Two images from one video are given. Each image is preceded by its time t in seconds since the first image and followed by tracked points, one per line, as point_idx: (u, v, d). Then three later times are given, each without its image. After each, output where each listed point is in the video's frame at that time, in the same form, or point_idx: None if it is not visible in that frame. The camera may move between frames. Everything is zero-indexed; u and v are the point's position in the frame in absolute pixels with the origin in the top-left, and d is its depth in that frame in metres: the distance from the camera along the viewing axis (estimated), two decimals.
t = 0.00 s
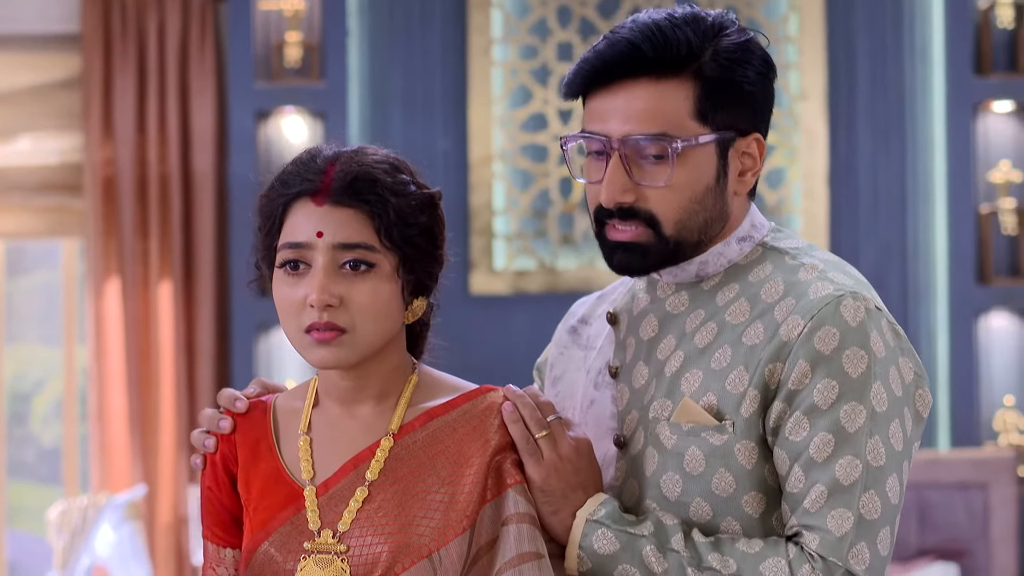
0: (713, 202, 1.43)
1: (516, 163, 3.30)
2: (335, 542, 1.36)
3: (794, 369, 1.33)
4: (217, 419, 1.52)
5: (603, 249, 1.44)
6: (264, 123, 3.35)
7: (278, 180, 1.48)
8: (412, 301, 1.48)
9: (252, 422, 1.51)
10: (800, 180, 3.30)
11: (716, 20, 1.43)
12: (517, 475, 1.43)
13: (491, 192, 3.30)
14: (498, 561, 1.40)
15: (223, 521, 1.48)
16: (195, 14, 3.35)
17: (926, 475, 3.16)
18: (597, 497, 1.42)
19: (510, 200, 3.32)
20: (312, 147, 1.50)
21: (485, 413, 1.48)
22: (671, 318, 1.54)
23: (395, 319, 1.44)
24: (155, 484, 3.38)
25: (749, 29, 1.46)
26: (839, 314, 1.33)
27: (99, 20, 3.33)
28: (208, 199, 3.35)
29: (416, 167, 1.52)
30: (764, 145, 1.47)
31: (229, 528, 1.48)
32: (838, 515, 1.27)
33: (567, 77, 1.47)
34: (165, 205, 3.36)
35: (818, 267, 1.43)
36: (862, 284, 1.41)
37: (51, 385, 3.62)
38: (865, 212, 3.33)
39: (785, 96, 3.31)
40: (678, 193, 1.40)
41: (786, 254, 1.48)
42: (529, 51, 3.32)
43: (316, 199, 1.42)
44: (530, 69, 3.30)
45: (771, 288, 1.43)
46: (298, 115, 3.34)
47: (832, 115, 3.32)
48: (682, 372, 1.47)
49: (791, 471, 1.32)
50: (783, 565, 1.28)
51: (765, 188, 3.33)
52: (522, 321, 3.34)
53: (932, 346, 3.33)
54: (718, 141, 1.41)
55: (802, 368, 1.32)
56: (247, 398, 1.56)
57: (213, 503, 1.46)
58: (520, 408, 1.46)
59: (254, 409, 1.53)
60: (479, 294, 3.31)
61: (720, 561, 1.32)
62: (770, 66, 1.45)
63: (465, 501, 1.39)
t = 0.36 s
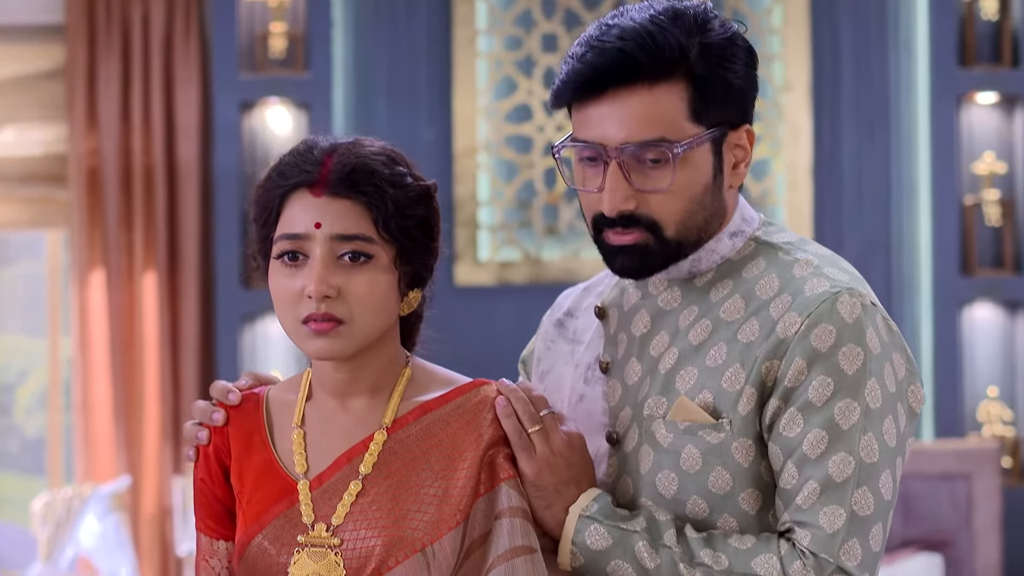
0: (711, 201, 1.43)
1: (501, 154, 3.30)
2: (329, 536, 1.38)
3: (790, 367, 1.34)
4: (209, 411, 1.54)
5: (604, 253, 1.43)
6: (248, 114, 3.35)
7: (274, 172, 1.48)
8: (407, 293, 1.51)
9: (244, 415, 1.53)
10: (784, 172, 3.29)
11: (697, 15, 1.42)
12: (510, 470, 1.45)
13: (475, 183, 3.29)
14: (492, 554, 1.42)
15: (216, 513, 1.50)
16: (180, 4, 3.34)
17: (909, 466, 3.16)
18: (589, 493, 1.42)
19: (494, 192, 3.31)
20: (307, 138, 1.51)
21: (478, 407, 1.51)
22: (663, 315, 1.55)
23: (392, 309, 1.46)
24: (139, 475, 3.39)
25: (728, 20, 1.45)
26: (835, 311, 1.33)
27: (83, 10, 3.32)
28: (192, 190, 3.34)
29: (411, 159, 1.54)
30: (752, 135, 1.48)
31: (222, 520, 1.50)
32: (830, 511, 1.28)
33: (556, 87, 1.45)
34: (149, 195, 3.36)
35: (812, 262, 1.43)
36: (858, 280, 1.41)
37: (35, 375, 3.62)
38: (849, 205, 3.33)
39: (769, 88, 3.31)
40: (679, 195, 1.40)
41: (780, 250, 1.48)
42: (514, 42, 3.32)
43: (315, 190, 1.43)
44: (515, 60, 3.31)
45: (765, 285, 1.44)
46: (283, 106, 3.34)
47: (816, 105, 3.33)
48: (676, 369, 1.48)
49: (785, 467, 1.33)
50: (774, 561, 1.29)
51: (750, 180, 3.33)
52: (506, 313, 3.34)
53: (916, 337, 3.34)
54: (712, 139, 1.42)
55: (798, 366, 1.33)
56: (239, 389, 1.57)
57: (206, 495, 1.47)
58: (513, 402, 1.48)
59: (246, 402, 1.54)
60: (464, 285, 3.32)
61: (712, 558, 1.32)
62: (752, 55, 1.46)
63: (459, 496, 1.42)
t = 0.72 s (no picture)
0: (700, 194, 1.35)
1: (487, 148, 3.31)
2: (320, 523, 1.30)
3: (779, 359, 1.26)
4: (201, 400, 1.44)
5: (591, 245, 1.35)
6: (235, 108, 3.35)
7: (265, 167, 1.41)
8: (403, 284, 1.42)
9: (237, 404, 1.43)
10: (770, 165, 3.29)
11: (690, 8, 1.34)
12: (502, 459, 1.37)
13: (462, 176, 3.30)
14: (480, 547, 1.34)
15: (208, 503, 1.41)
16: None
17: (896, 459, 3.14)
18: (581, 484, 1.35)
19: (481, 185, 3.32)
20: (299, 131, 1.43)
21: (470, 398, 1.41)
22: (654, 309, 1.45)
23: (387, 302, 1.38)
24: (126, 468, 3.39)
25: (723, 14, 1.37)
26: (825, 304, 1.26)
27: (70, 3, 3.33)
28: (178, 184, 3.34)
29: (407, 151, 1.46)
30: (746, 129, 1.39)
31: (215, 511, 1.41)
32: (819, 505, 1.21)
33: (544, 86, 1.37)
34: (135, 188, 3.36)
35: (803, 256, 1.35)
36: (850, 274, 1.34)
37: (21, 369, 3.61)
38: (835, 198, 3.33)
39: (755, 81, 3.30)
40: (665, 191, 1.31)
41: (771, 244, 1.39)
42: (501, 35, 3.33)
43: (310, 181, 1.35)
44: (501, 53, 3.31)
45: (756, 277, 1.35)
46: (269, 99, 3.34)
47: (802, 100, 3.33)
48: (667, 362, 1.39)
49: (774, 460, 1.26)
50: (764, 554, 1.23)
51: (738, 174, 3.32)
52: (493, 307, 3.34)
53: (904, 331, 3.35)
54: (703, 134, 1.33)
55: (787, 358, 1.25)
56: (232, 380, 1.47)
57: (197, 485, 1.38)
58: (506, 392, 1.40)
59: (241, 390, 1.45)
60: (451, 279, 3.31)
61: (702, 551, 1.26)
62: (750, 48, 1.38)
63: (450, 484, 1.33)
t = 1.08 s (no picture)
0: (693, 195, 1.34)
1: (479, 148, 3.31)
2: (314, 522, 1.29)
3: (772, 360, 1.25)
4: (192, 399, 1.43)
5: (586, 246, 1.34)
6: (226, 108, 3.35)
7: (258, 165, 1.40)
8: (397, 284, 1.42)
9: (229, 402, 1.42)
10: (763, 165, 3.28)
11: (685, 8, 1.34)
12: (496, 458, 1.36)
13: (455, 176, 3.30)
14: (476, 543, 1.33)
15: (199, 502, 1.39)
16: None
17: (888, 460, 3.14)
18: (574, 483, 1.34)
19: (473, 185, 3.32)
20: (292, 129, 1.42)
21: (464, 397, 1.41)
22: (648, 309, 1.44)
23: (382, 302, 1.37)
24: (118, 469, 3.38)
25: (718, 15, 1.36)
26: (819, 304, 1.25)
27: (62, 5, 3.33)
28: (171, 185, 3.34)
29: (398, 151, 1.45)
30: (741, 129, 1.38)
31: (206, 510, 1.39)
32: (813, 505, 1.20)
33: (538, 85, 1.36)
34: (127, 189, 3.37)
35: (796, 255, 1.34)
36: (844, 273, 1.33)
37: (13, 370, 3.61)
38: (828, 198, 3.33)
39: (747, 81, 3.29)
40: (660, 190, 1.31)
41: (764, 243, 1.38)
42: (492, 35, 3.33)
43: (304, 181, 1.34)
44: (494, 53, 3.32)
45: (750, 278, 1.35)
46: (262, 100, 3.34)
47: (794, 100, 3.33)
48: (661, 362, 1.38)
49: (767, 460, 1.25)
50: (758, 554, 1.22)
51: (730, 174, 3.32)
52: (485, 308, 3.34)
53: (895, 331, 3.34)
54: (697, 134, 1.33)
55: (781, 359, 1.25)
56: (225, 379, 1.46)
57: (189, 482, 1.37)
58: (500, 390, 1.39)
59: (233, 389, 1.43)
60: (444, 279, 3.31)
61: (697, 550, 1.25)
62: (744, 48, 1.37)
63: (444, 483, 1.33)
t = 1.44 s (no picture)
0: (666, 185, 1.31)
1: (481, 150, 3.32)
2: (314, 527, 1.27)
3: (768, 366, 1.22)
4: (191, 402, 1.41)
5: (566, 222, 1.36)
6: (228, 110, 3.35)
7: (258, 162, 1.39)
8: (397, 284, 1.40)
9: (229, 406, 1.39)
10: (763, 166, 3.28)
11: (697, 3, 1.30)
12: (494, 462, 1.35)
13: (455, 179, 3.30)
14: (476, 548, 1.31)
15: (198, 505, 1.36)
16: None
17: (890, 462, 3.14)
18: (572, 486, 1.32)
19: (474, 187, 3.33)
20: (294, 130, 1.41)
21: (463, 401, 1.38)
22: (651, 311, 1.40)
23: (382, 303, 1.36)
24: (119, 470, 3.39)
25: (738, 15, 1.32)
26: (815, 311, 1.21)
27: (64, 5, 3.33)
28: (172, 186, 3.35)
29: (397, 152, 1.44)
30: (733, 132, 1.32)
31: (205, 513, 1.36)
32: (803, 514, 1.17)
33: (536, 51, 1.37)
34: (129, 190, 3.37)
35: (797, 261, 1.29)
36: (846, 279, 1.29)
37: (14, 371, 3.60)
38: (828, 199, 3.33)
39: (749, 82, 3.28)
40: (625, 173, 1.30)
41: (767, 247, 1.34)
42: (494, 37, 3.34)
43: (305, 183, 1.33)
44: (495, 55, 3.32)
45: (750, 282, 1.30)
46: (263, 101, 3.35)
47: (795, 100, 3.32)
48: (661, 366, 1.34)
49: (762, 467, 1.21)
50: (748, 563, 1.19)
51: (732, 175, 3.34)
52: (486, 309, 3.34)
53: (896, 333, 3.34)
54: (671, 123, 1.30)
55: (776, 365, 1.21)
56: (223, 382, 1.44)
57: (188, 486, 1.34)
58: (498, 395, 1.37)
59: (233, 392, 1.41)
60: (445, 280, 3.31)
61: (688, 557, 1.22)
62: (759, 50, 1.32)
63: (444, 488, 1.31)
